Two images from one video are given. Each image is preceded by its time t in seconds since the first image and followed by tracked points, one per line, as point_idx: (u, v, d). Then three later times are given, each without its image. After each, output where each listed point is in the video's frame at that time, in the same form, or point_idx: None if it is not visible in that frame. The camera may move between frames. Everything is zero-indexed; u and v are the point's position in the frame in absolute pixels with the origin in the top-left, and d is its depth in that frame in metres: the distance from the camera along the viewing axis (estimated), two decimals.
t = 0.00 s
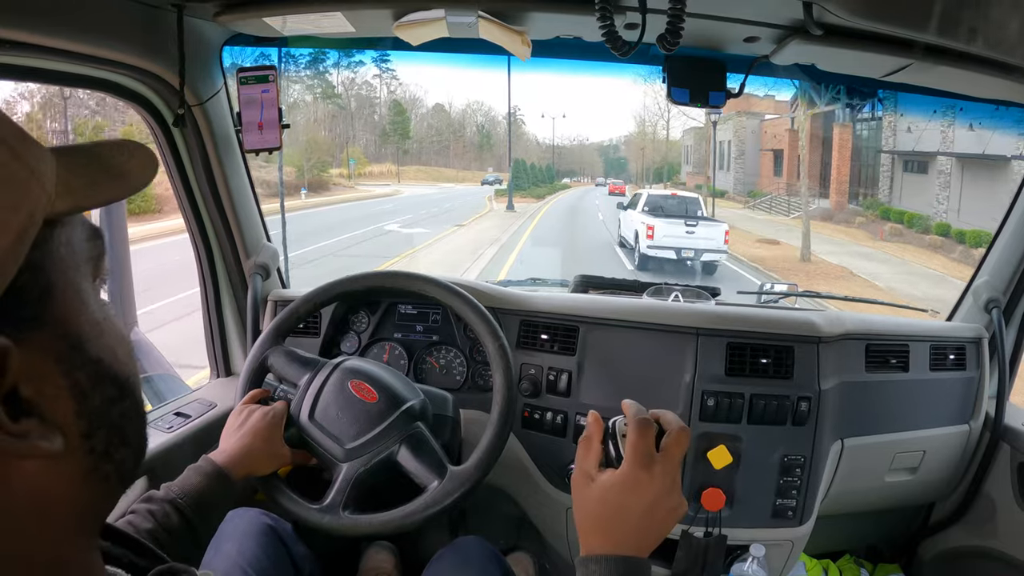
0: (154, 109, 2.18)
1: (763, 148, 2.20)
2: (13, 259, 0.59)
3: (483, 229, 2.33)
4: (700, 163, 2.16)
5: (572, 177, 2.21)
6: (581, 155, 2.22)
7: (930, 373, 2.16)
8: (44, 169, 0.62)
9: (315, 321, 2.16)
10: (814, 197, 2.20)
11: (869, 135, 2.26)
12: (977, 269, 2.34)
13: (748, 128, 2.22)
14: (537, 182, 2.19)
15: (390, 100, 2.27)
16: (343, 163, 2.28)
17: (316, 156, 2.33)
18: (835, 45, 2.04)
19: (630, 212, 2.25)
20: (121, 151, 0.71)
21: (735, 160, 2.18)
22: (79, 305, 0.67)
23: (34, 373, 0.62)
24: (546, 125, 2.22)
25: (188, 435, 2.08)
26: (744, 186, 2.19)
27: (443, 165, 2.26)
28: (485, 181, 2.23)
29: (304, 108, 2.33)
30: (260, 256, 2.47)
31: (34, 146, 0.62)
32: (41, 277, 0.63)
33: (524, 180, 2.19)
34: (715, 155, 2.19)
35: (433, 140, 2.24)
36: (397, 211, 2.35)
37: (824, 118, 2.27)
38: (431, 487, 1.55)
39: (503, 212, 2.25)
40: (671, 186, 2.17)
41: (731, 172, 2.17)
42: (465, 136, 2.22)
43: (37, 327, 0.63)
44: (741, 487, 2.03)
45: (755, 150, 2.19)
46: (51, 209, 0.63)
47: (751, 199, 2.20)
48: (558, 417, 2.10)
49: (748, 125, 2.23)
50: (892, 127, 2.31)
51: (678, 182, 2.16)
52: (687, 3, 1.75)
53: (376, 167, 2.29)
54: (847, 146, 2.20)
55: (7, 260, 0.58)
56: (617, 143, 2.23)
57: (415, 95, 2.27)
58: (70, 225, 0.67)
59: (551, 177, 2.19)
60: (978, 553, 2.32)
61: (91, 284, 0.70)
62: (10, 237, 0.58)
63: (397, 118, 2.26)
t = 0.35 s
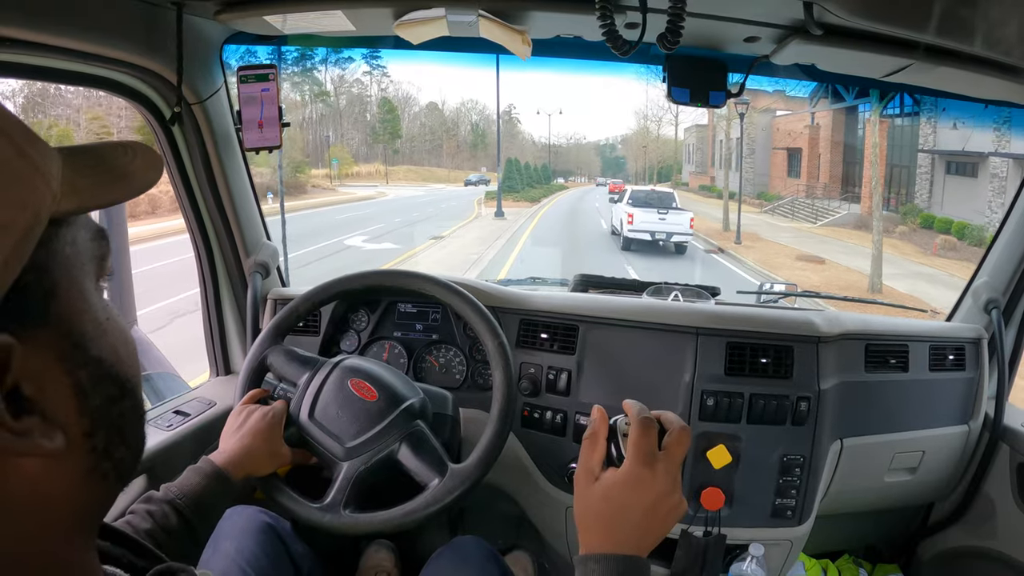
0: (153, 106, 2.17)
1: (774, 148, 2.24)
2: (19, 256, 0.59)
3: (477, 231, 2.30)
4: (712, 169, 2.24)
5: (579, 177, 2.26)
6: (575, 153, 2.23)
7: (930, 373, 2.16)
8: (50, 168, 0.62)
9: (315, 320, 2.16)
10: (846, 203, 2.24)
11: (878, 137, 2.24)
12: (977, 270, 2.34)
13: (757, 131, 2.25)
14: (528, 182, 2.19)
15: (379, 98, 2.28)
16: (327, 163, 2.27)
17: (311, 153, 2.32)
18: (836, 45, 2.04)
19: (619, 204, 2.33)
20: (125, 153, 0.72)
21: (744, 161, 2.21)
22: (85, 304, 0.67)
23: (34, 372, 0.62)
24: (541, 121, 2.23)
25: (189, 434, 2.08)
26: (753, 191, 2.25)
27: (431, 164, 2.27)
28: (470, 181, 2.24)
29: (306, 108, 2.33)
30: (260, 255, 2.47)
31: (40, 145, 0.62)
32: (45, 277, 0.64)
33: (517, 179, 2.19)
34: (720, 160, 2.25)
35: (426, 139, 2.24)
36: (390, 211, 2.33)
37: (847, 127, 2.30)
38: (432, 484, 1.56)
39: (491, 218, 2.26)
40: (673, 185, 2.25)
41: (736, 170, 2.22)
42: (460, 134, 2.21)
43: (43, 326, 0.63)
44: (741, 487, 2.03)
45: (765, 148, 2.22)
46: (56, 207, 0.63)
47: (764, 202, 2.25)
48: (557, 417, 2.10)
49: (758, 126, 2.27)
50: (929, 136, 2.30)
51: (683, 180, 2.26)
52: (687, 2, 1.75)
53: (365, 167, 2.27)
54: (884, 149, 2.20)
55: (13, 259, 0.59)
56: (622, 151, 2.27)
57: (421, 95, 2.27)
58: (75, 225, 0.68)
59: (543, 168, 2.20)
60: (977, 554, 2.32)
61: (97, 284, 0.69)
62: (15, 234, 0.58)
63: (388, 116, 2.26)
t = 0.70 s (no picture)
0: (154, 106, 2.17)
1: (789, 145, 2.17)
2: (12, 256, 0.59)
3: (475, 231, 2.27)
4: (746, 178, 2.20)
5: (577, 176, 2.25)
6: (569, 153, 2.21)
7: (930, 374, 2.16)
8: (45, 166, 0.62)
9: (315, 321, 2.16)
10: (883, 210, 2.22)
11: (879, 142, 2.29)
12: (978, 271, 2.34)
13: (766, 137, 2.18)
14: (521, 183, 2.17)
15: (368, 95, 2.27)
16: (309, 163, 2.33)
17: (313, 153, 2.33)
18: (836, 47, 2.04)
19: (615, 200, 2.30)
20: (127, 148, 0.71)
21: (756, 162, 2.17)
22: (80, 303, 0.66)
23: (31, 375, 0.62)
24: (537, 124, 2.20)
25: (188, 434, 2.08)
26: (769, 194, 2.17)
27: (416, 163, 2.23)
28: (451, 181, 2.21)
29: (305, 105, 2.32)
30: (260, 255, 2.47)
31: (36, 140, 0.62)
32: (39, 278, 0.63)
33: (510, 180, 2.17)
34: (730, 163, 2.24)
35: (418, 139, 2.21)
36: (371, 213, 2.32)
37: (875, 130, 2.32)
38: (429, 487, 1.55)
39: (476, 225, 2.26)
40: (674, 185, 2.19)
41: (744, 170, 2.21)
42: (452, 132, 2.18)
43: (32, 329, 0.62)
44: (740, 488, 2.04)
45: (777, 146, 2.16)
46: (51, 205, 0.63)
47: (782, 206, 2.16)
48: (557, 418, 2.10)
49: (768, 125, 2.21)
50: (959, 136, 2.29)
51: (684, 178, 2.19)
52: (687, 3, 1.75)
53: (351, 167, 2.26)
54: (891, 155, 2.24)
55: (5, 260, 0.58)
56: (622, 151, 2.23)
57: (418, 95, 2.26)
58: (71, 223, 0.67)
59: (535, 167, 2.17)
60: (976, 555, 2.32)
61: (94, 283, 0.70)
62: (9, 235, 0.58)
63: (377, 114, 2.25)
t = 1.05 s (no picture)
0: (152, 106, 2.16)
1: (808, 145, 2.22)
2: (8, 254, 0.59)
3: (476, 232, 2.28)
4: (759, 178, 2.22)
5: (572, 177, 2.26)
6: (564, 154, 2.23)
7: (930, 375, 2.16)
8: (37, 163, 0.62)
9: (315, 322, 2.16)
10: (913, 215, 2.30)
11: (883, 142, 2.31)
12: (978, 272, 2.34)
13: (778, 139, 2.23)
14: (513, 185, 2.19)
15: (357, 92, 2.30)
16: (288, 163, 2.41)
17: (316, 154, 2.34)
18: (835, 47, 2.04)
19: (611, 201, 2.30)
20: (119, 144, 0.71)
21: (771, 163, 2.19)
22: (75, 300, 0.67)
23: (28, 371, 0.62)
24: (533, 125, 2.20)
25: (188, 435, 2.08)
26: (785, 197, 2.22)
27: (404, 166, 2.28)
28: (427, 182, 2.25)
29: (307, 106, 2.36)
30: (261, 256, 2.48)
31: (27, 137, 0.62)
32: (36, 277, 0.63)
33: (499, 182, 2.18)
34: (741, 164, 2.25)
35: (409, 138, 2.24)
36: (376, 213, 2.34)
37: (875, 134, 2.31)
38: (428, 488, 1.56)
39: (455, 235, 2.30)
40: (667, 184, 2.21)
41: (750, 169, 2.24)
42: (448, 132, 2.19)
43: (38, 321, 0.63)
44: (740, 490, 2.04)
45: (792, 145, 2.20)
46: (45, 204, 0.63)
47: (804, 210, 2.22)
48: (558, 418, 2.10)
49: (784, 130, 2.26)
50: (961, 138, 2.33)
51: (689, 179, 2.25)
52: (688, 4, 1.75)
53: (337, 167, 2.32)
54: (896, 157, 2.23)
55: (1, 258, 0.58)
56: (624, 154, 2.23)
57: (417, 94, 2.26)
58: (65, 220, 0.67)
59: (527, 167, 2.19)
60: (977, 556, 2.32)
61: (90, 281, 0.70)
62: (4, 235, 0.58)
63: (365, 113, 2.27)
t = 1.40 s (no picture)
0: (152, 107, 2.17)
1: (826, 146, 2.21)
2: None
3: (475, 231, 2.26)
4: (772, 178, 2.20)
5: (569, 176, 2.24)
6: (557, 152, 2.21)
7: (930, 375, 2.16)
8: (35, 165, 0.61)
9: (315, 323, 2.16)
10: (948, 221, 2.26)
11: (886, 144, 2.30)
12: (978, 272, 2.34)
13: (788, 140, 2.22)
14: (505, 186, 2.20)
15: (345, 90, 2.33)
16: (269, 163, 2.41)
17: (324, 150, 2.36)
18: (835, 47, 2.04)
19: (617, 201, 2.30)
20: (130, 148, 0.71)
21: (787, 163, 2.16)
22: (71, 308, 0.66)
23: (13, 383, 0.62)
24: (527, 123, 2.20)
25: (189, 436, 2.09)
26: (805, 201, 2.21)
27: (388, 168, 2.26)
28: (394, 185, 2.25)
29: (304, 107, 2.35)
30: (261, 257, 2.48)
31: (31, 139, 0.62)
32: (29, 280, 0.63)
33: (487, 185, 2.22)
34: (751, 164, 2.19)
35: (400, 137, 2.23)
36: (367, 216, 2.30)
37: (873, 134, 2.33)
38: (428, 489, 1.55)
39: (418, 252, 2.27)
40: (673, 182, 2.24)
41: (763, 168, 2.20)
42: (439, 130, 2.20)
43: (25, 334, 0.62)
44: (741, 490, 2.03)
45: (811, 148, 2.18)
46: (41, 205, 0.62)
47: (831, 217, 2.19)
48: (558, 419, 2.10)
49: (800, 134, 2.27)
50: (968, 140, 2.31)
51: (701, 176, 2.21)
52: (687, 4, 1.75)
53: (321, 167, 2.37)
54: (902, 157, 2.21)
55: None
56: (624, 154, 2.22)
57: (415, 93, 2.26)
58: (63, 224, 0.67)
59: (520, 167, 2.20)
60: (977, 556, 2.32)
61: (90, 286, 0.70)
62: None
63: (353, 110, 2.31)
